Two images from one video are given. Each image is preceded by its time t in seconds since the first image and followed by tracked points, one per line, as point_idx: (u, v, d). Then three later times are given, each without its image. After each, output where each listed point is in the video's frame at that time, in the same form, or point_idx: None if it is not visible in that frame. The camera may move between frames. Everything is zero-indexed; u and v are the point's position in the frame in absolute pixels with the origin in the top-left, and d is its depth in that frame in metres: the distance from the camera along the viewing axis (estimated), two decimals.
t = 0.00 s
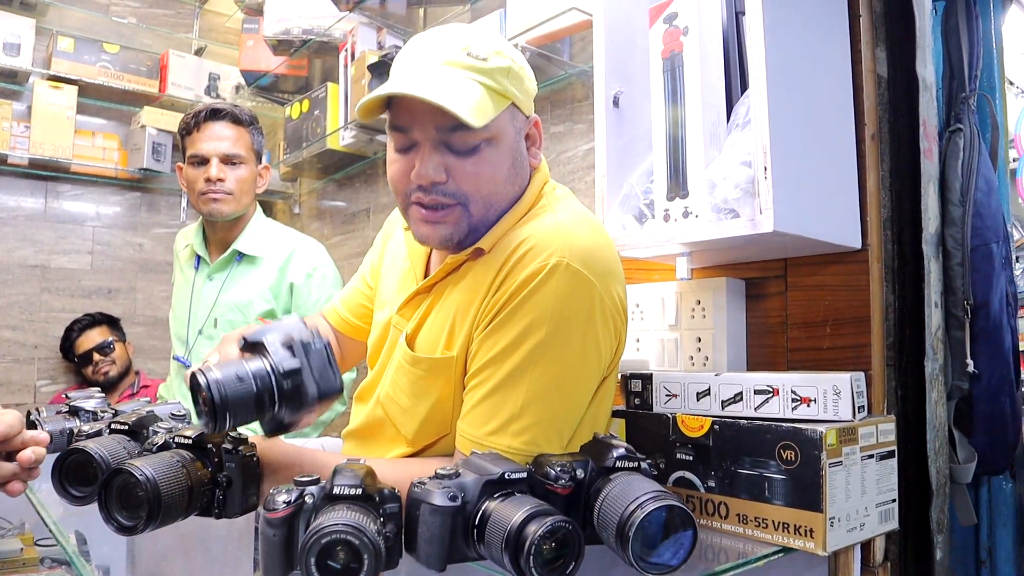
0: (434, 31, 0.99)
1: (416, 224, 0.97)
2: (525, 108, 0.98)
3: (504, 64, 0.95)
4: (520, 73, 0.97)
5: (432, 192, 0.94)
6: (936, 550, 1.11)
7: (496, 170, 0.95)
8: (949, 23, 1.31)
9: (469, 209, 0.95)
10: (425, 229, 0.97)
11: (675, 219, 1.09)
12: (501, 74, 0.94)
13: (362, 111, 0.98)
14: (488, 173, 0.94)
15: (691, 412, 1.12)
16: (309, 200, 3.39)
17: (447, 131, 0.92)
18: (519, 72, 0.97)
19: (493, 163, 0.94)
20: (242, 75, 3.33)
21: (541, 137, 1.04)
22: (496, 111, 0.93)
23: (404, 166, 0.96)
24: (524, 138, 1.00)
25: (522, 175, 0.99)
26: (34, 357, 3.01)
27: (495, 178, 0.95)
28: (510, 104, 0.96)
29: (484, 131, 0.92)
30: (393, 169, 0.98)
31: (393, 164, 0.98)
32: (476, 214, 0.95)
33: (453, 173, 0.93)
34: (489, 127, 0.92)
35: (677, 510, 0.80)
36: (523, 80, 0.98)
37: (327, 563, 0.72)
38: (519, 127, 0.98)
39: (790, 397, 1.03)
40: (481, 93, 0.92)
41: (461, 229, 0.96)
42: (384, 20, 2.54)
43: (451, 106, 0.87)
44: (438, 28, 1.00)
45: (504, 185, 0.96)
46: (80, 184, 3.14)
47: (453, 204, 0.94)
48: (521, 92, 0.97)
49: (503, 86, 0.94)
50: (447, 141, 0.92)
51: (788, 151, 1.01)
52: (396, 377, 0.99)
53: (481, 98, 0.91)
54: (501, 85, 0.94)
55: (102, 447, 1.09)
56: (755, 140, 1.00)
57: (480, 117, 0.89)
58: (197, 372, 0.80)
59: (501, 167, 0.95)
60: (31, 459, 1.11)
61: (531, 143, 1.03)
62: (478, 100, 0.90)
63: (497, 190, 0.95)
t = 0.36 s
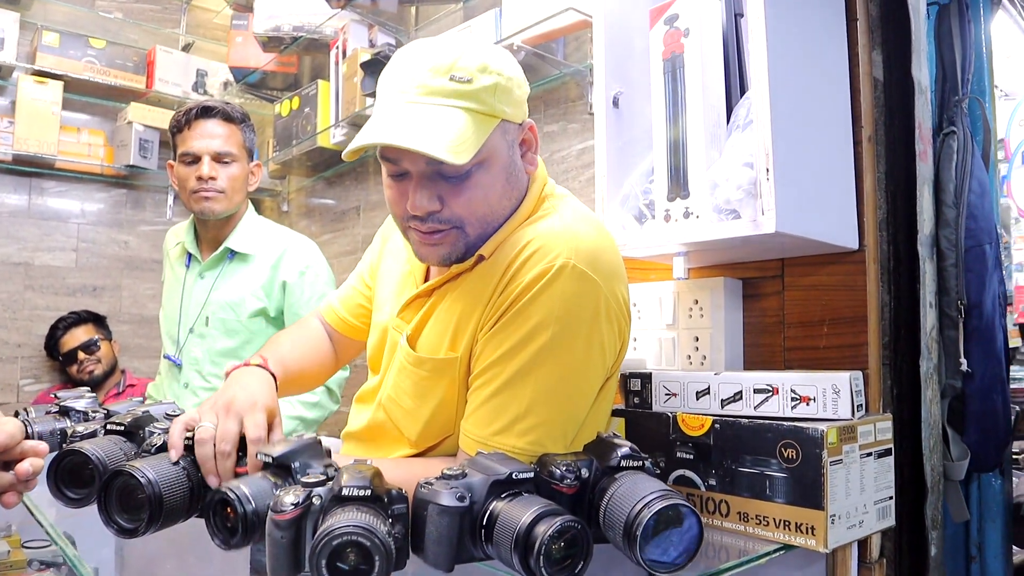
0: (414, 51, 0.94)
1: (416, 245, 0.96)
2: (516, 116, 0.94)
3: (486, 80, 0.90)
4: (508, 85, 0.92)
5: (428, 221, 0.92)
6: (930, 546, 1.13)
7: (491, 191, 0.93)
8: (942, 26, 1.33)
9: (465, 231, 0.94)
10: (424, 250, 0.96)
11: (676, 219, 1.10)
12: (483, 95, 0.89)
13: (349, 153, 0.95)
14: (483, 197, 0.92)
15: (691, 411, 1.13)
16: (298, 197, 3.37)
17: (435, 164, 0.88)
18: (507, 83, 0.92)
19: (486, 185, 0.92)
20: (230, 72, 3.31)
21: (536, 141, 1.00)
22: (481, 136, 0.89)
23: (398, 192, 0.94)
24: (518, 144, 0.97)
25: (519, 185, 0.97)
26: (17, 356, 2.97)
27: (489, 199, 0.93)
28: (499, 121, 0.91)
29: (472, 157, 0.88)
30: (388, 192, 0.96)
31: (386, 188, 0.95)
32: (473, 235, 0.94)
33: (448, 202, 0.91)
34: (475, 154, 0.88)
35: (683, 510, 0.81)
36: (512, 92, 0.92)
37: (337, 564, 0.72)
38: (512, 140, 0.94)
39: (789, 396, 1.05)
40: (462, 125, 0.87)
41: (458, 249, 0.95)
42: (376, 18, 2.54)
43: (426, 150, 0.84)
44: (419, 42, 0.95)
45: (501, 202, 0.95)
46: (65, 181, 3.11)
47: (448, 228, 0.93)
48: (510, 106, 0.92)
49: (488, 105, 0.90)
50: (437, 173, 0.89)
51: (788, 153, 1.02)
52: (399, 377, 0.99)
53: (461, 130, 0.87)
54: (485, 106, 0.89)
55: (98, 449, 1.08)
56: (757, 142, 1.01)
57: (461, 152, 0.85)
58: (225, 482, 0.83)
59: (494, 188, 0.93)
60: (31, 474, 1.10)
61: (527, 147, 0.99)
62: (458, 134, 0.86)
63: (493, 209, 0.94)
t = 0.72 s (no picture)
0: (426, 49, 0.93)
1: (424, 247, 0.95)
2: (530, 119, 0.93)
3: (504, 83, 0.90)
4: (523, 87, 0.92)
5: (441, 223, 0.91)
6: (925, 541, 1.14)
7: (503, 194, 0.92)
8: (935, 27, 1.34)
9: (477, 233, 0.93)
10: (433, 252, 0.95)
11: (678, 217, 1.10)
12: (502, 99, 0.89)
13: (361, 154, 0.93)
14: (496, 199, 0.91)
15: (692, 408, 1.13)
16: (279, 193, 3.33)
17: (453, 166, 0.87)
18: (523, 86, 0.92)
19: (502, 189, 0.91)
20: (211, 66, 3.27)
21: (544, 142, 0.99)
22: (500, 139, 0.88)
23: (408, 192, 0.92)
24: (529, 145, 0.96)
25: (529, 187, 0.96)
26: None
27: (502, 201, 0.92)
28: (515, 123, 0.91)
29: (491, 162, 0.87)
30: (396, 192, 0.94)
31: (396, 188, 0.93)
32: (483, 237, 0.94)
33: (461, 204, 0.90)
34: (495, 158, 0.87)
35: (694, 508, 0.81)
36: (527, 94, 0.92)
37: (350, 567, 0.70)
38: (525, 141, 0.94)
39: (791, 393, 1.06)
40: (482, 128, 0.87)
41: (469, 252, 0.94)
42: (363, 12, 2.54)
43: (449, 153, 0.82)
44: (429, 40, 0.93)
45: (512, 205, 0.94)
46: (40, 176, 3.05)
47: (460, 231, 0.92)
48: (525, 108, 0.92)
49: (506, 109, 0.89)
50: (452, 175, 0.88)
51: (792, 152, 1.03)
52: (402, 375, 0.98)
53: (482, 133, 0.86)
54: (504, 109, 0.89)
55: (92, 451, 1.05)
56: (760, 141, 1.01)
57: (483, 155, 0.85)
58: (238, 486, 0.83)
59: (509, 192, 0.92)
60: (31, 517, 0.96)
61: (535, 148, 0.99)
62: (478, 137, 0.86)
63: (505, 211, 0.93)
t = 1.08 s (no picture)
0: (453, 46, 0.95)
1: (440, 245, 0.97)
2: (552, 123, 0.98)
3: (533, 87, 0.94)
4: (549, 90, 0.97)
5: (461, 223, 0.93)
6: (918, 537, 1.17)
7: (525, 198, 0.95)
8: (925, 31, 1.36)
9: (495, 234, 0.96)
10: (451, 251, 0.97)
11: (679, 217, 1.11)
12: (531, 103, 0.93)
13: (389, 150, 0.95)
14: (517, 202, 0.94)
15: (691, 407, 1.14)
16: (260, 189, 3.30)
17: (481, 166, 0.90)
18: (549, 89, 0.97)
19: (524, 190, 0.94)
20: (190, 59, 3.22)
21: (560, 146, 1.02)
22: (529, 142, 0.92)
23: (428, 190, 0.94)
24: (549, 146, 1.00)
25: (547, 190, 0.99)
26: None
27: (524, 207, 0.95)
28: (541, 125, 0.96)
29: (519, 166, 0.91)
30: (413, 189, 0.96)
31: (414, 185, 0.95)
32: (502, 238, 0.97)
33: (483, 204, 0.93)
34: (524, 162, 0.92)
35: (702, 508, 0.82)
36: (551, 96, 0.97)
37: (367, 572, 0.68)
38: (545, 144, 0.98)
39: (790, 392, 1.07)
40: (513, 132, 0.90)
41: (484, 251, 0.97)
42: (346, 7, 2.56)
43: (486, 155, 0.86)
44: (455, 37, 0.96)
45: (530, 209, 0.97)
46: (14, 170, 2.98)
47: (480, 231, 0.95)
48: (550, 111, 0.97)
49: (535, 113, 0.94)
50: (477, 176, 0.91)
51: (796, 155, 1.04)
52: (408, 374, 0.98)
53: (514, 136, 0.90)
54: (533, 113, 0.94)
55: (85, 453, 1.03)
56: (763, 142, 1.02)
57: (516, 158, 0.89)
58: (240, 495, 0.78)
59: (530, 194, 0.95)
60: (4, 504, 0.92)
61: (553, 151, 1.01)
62: (511, 139, 0.89)
63: (524, 215, 0.96)
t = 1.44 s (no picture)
0: (480, 43, 0.98)
1: (450, 241, 1.00)
2: (572, 127, 1.02)
3: (559, 89, 0.98)
4: (573, 95, 1.01)
5: (475, 218, 0.96)
6: (904, 532, 1.20)
7: (538, 198, 0.98)
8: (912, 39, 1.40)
9: (507, 233, 0.99)
10: (459, 247, 1.00)
11: (677, 219, 1.13)
12: (557, 104, 0.97)
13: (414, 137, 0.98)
14: (530, 202, 0.98)
15: (687, 407, 1.16)
16: (240, 186, 3.27)
17: (501, 162, 0.93)
18: (572, 92, 1.01)
19: (540, 189, 0.97)
20: (169, 53, 3.18)
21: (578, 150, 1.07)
22: (551, 142, 0.96)
23: (447, 182, 0.96)
24: (567, 151, 1.04)
25: (562, 195, 1.03)
26: None
27: (537, 207, 0.99)
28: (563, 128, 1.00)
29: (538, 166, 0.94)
30: (431, 180, 0.98)
31: (432, 177, 0.97)
32: (512, 238, 1.00)
33: (498, 201, 0.96)
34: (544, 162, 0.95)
35: (705, 505, 0.84)
36: (574, 101, 1.01)
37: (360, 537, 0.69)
38: (563, 147, 1.02)
39: (784, 391, 1.08)
40: (537, 131, 0.94)
41: (496, 249, 1.01)
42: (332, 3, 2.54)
43: (512, 149, 0.89)
44: (483, 33, 0.99)
45: (545, 211, 1.01)
46: None
47: (492, 228, 0.98)
48: (572, 114, 1.01)
49: (558, 115, 0.98)
50: (496, 172, 0.94)
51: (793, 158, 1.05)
52: (415, 373, 1.00)
53: (537, 135, 0.93)
54: (557, 114, 0.98)
55: (79, 456, 1.02)
56: (763, 146, 1.04)
57: (539, 156, 0.92)
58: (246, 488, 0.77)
59: (547, 193, 0.99)
60: None
61: (571, 156, 1.06)
62: (534, 137, 0.93)
63: (538, 215, 1.00)
